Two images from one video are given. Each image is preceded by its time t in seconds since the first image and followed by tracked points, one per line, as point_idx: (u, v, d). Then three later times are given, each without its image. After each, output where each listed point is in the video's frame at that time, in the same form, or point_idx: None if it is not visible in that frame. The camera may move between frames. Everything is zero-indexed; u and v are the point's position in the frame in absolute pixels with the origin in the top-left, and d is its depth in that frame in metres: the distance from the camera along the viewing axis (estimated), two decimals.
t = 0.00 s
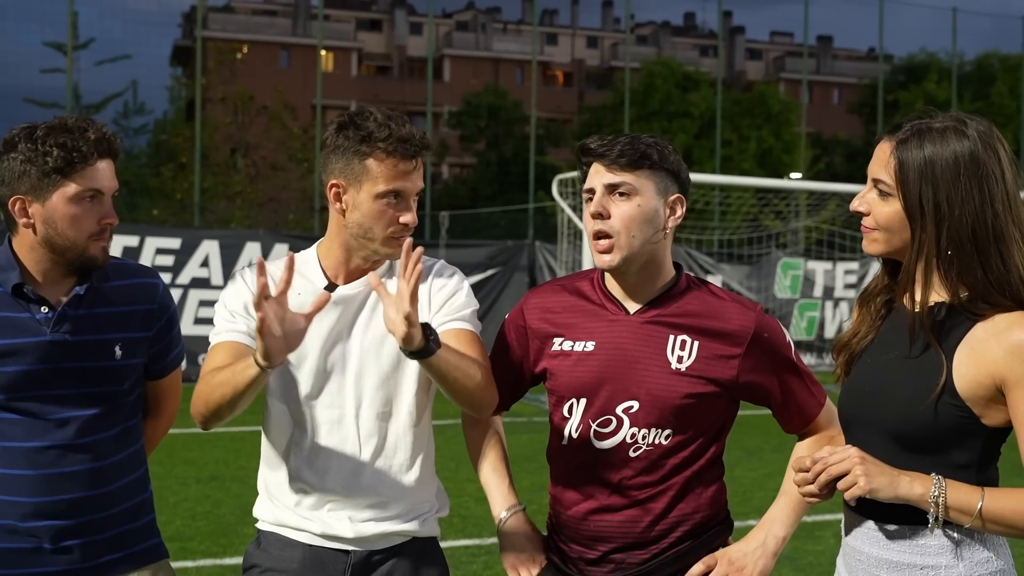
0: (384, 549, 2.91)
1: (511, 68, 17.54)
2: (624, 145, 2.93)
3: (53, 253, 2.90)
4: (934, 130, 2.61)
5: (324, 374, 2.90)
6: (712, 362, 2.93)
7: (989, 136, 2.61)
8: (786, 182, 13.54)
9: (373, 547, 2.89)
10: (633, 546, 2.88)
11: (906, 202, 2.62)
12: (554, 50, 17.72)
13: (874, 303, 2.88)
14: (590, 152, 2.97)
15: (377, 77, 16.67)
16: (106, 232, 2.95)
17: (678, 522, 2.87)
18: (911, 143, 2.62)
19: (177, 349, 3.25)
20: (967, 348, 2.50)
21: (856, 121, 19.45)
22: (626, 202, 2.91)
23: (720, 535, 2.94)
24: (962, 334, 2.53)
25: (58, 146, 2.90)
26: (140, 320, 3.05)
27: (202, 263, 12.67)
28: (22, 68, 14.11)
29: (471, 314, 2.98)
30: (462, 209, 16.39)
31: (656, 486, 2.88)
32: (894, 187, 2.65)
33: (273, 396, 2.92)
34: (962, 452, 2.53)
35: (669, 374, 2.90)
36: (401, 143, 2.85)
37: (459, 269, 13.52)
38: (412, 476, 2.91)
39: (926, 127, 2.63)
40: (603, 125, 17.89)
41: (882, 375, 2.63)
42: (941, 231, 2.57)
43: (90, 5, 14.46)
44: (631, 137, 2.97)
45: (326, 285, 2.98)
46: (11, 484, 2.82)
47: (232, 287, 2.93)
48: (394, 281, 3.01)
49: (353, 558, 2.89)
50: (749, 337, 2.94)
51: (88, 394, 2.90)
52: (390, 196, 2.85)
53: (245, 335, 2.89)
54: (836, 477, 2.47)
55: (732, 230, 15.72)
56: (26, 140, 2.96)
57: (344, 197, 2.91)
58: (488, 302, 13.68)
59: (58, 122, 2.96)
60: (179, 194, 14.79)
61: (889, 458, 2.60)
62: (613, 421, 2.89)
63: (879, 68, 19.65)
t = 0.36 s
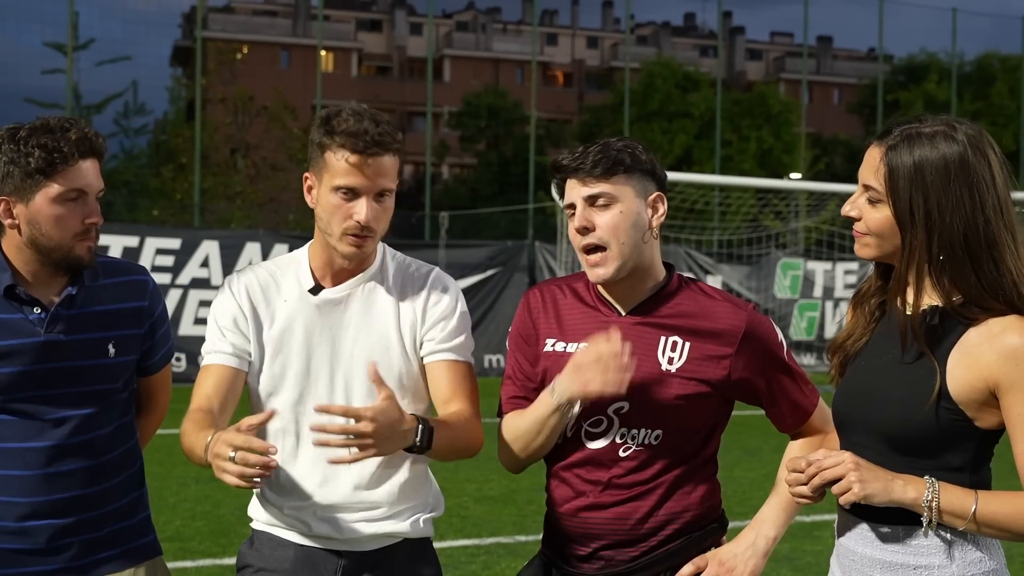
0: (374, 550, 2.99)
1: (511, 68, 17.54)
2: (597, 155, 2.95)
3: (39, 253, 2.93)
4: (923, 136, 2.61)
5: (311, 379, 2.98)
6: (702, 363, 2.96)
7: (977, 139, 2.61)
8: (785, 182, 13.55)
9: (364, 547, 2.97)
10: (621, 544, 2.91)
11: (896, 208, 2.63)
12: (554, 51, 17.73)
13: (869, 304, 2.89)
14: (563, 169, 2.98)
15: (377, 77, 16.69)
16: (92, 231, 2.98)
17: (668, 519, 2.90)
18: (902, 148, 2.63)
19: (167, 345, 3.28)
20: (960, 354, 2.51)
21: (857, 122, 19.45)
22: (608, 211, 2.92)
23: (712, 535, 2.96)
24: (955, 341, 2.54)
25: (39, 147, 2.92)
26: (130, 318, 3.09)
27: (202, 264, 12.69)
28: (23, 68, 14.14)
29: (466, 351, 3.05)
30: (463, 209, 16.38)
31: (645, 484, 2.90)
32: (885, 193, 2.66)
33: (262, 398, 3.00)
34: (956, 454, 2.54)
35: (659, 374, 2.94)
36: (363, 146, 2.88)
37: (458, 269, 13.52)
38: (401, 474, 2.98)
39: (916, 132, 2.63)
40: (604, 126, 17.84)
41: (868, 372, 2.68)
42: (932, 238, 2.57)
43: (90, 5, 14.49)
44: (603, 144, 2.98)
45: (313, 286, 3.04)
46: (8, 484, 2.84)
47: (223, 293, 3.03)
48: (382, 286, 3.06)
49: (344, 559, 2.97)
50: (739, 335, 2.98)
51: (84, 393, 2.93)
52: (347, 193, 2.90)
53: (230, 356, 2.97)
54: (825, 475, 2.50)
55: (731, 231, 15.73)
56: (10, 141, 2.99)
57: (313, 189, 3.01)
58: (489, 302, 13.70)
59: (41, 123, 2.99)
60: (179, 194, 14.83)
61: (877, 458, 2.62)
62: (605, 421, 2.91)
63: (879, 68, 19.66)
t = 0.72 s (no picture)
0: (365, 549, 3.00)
1: (505, 68, 17.50)
2: (587, 155, 2.93)
3: (32, 251, 2.93)
4: (904, 124, 2.63)
5: (301, 375, 3.01)
6: (689, 363, 2.95)
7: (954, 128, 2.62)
8: (779, 182, 13.57)
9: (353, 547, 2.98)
10: (615, 544, 2.89)
11: (875, 195, 2.64)
12: (548, 51, 17.73)
13: (852, 303, 2.89)
14: (552, 165, 2.98)
15: (372, 77, 16.71)
16: (76, 225, 2.91)
17: (659, 518, 2.89)
18: (882, 139, 2.64)
19: (194, 358, 3.21)
20: (932, 349, 2.53)
21: (851, 121, 19.51)
22: (594, 213, 2.95)
23: (702, 533, 2.97)
24: (929, 332, 2.56)
25: (22, 144, 2.95)
26: (149, 321, 3.04)
27: (195, 263, 12.70)
28: (17, 68, 14.13)
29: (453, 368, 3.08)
30: (457, 209, 16.43)
31: (636, 484, 2.89)
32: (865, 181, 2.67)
33: (259, 398, 3.05)
34: (929, 447, 2.54)
35: (648, 374, 2.92)
36: (354, 129, 3.07)
37: (452, 270, 13.52)
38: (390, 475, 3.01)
39: (897, 121, 2.65)
40: (598, 126, 17.83)
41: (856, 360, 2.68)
42: (908, 226, 2.58)
43: (84, 5, 14.46)
44: (593, 144, 2.97)
45: (308, 282, 3.09)
46: (14, 480, 2.82)
47: (223, 299, 3.10)
48: (379, 283, 3.12)
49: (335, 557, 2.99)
50: (724, 335, 2.98)
51: (93, 390, 2.89)
52: (335, 175, 3.08)
53: (233, 367, 3.03)
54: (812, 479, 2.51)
55: (725, 231, 15.79)
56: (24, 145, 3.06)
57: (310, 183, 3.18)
58: (482, 302, 13.72)
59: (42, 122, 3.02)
60: (173, 194, 14.82)
61: (852, 451, 2.64)
62: (594, 421, 2.91)
63: (872, 68, 19.69)
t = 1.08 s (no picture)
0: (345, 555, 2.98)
1: (498, 68, 17.55)
2: (573, 160, 2.96)
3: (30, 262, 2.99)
4: (872, 119, 2.60)
5: (285, 377, 3.00)
6: (659, 370, 2.94)
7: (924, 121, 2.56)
8: (771, 183, 13.59)
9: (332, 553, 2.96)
10: (582, 549, 2.91)
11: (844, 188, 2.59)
12: (542, 51, 17.73)
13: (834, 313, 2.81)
14: (543, 168, 2.99)
15: (365, 77, 16.64)
16: (42, 239, 2.87)
17: (628, 523, 2.90)
18: (850, 136, 2.60)
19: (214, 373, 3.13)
20: (896, 340, 2.43)
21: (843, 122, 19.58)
22: (586, 221, 2.96)
23: (674, 537, 2.98)
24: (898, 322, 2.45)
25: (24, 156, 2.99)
26: (163, 334, 2.99)
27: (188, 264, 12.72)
28: (8, 67, 14.09)
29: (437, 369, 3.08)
30: (450, 209, 16.45)
31: (604, 489, 2.90)
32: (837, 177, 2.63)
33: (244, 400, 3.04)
34: (894, 446, 2.42)
35: (617, 381, 2.93)
36: (333, 130, 3.11)
37: (444, 270, 13.53)
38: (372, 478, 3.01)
39: (867, 116, 2.62)
40: (590, 126, 17.82)
41: (842, 354, 2.57)
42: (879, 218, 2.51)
43: (75, 4, 14.43)
44: (585, 149, 3.00)
45: (294, 287, 3.10)
46: (26, 488, 2.81)
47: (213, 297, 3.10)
48: (366, 285, 3.12)
49: (313, 563, 2.96)
50: (695, 343, 2.97)
51: (106, 402, 2.86)
52: (308, 175, 3.10)
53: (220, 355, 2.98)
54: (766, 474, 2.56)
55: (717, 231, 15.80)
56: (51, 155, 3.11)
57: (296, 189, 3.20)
58: (475, 302, 13.75)
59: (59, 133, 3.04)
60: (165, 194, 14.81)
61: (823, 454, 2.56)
62: (563, 427, 2.93)
63: (864, 68, 19.76)
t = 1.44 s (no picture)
0: (337, 562, 2.98)
1: (498, 68, 17.57)
2: (559, 165, 2.97)
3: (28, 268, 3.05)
4: (845, 132, 2.63)
5: (284, 385, 3.00)
6: (639, 380, 2.95)
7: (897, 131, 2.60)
8: (769, 184, 13.58)
9: (325, 560, 2.96)
10: (562, 556, 2.92)
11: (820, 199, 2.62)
12: (541, 50, 17.72)
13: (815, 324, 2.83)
14: (530, 172, 3.00)
15: (364, 76, 16.68)
16: (46, 246, 2.94)
17: (606, 531, 2.92)
18: (825, 149, 2.63)
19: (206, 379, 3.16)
20: (884, 346, 2.43)
21: (841, 122, 19.60)
22: (571, 223, 2.97)
23: (655, 544, 2.99)
24: (889, 324, 2.46)
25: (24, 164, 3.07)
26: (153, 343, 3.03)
27: (185, 265, 12.76)
28: (7, 67, 14.14)
29: (432, 381, 3.07)
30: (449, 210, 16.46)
31: (584, 497, 2.92)
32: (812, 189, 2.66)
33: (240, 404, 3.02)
34: (883, 454, 2.42)
35: (598, 390, 2.94)
36: (362, 149, 3.13)
37: (442, 271, 13.55)
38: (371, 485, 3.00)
39: (840, 129, 2.65)
40: (589, 126, 17.79)
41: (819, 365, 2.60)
42: (856, 231, 2.55)
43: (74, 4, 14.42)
44: (571, 157, 3.01)
45: (293, 294, 3.08)
46: (13, 495, 2.89)
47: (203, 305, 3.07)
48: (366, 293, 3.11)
49: (306, 570, 2.95)
50: (675, 353, 2.96)
51: (92, 409, 2.92)
52: (343, 189, 3.09)
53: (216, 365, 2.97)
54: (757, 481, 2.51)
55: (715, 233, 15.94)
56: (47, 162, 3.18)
57: (302, 198, 3.17)
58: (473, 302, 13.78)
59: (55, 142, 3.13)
60: (164, 194, 14.85)
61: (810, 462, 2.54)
62: (544, 435, 2.94)
63: (862, 69, 19.75)
